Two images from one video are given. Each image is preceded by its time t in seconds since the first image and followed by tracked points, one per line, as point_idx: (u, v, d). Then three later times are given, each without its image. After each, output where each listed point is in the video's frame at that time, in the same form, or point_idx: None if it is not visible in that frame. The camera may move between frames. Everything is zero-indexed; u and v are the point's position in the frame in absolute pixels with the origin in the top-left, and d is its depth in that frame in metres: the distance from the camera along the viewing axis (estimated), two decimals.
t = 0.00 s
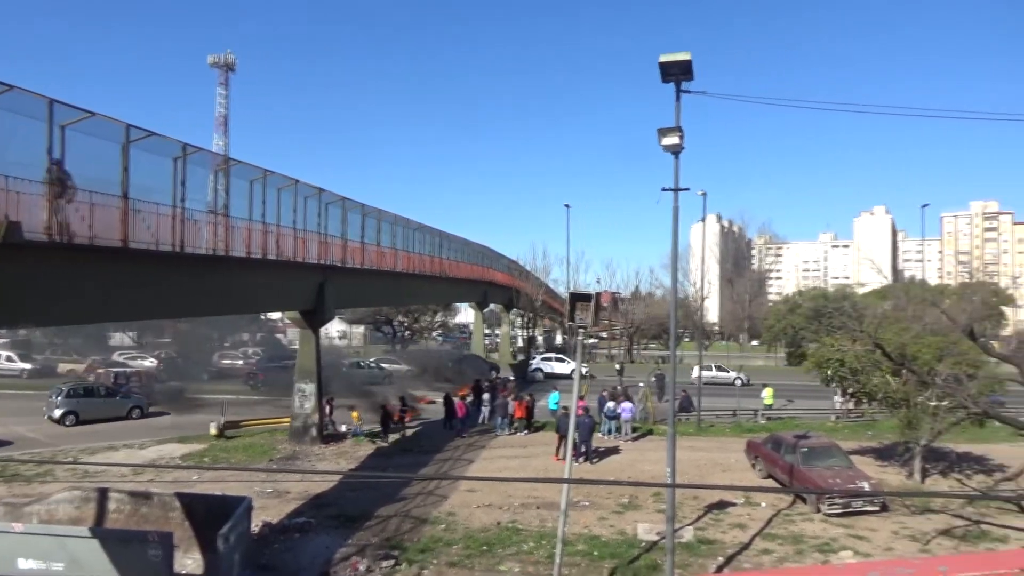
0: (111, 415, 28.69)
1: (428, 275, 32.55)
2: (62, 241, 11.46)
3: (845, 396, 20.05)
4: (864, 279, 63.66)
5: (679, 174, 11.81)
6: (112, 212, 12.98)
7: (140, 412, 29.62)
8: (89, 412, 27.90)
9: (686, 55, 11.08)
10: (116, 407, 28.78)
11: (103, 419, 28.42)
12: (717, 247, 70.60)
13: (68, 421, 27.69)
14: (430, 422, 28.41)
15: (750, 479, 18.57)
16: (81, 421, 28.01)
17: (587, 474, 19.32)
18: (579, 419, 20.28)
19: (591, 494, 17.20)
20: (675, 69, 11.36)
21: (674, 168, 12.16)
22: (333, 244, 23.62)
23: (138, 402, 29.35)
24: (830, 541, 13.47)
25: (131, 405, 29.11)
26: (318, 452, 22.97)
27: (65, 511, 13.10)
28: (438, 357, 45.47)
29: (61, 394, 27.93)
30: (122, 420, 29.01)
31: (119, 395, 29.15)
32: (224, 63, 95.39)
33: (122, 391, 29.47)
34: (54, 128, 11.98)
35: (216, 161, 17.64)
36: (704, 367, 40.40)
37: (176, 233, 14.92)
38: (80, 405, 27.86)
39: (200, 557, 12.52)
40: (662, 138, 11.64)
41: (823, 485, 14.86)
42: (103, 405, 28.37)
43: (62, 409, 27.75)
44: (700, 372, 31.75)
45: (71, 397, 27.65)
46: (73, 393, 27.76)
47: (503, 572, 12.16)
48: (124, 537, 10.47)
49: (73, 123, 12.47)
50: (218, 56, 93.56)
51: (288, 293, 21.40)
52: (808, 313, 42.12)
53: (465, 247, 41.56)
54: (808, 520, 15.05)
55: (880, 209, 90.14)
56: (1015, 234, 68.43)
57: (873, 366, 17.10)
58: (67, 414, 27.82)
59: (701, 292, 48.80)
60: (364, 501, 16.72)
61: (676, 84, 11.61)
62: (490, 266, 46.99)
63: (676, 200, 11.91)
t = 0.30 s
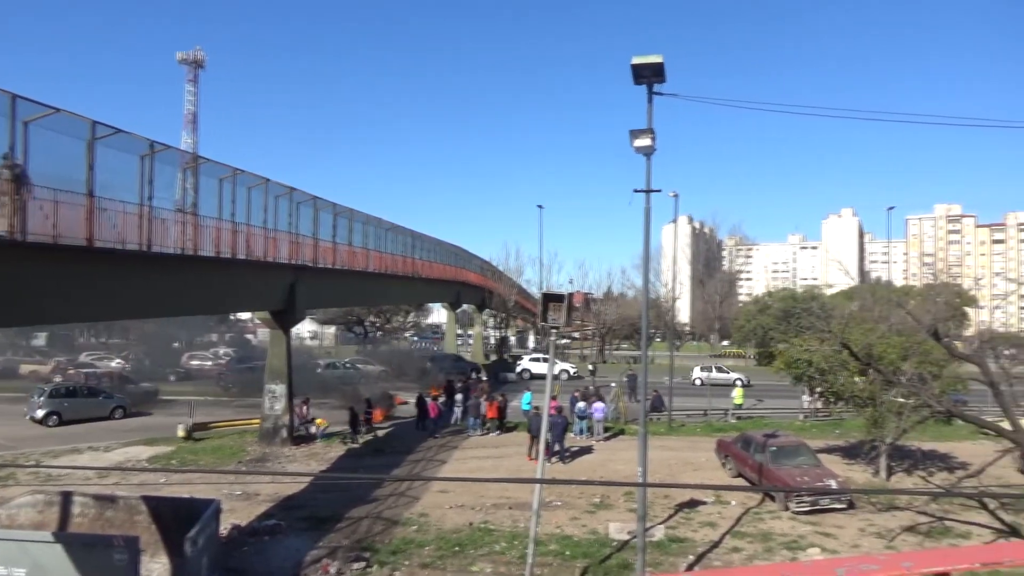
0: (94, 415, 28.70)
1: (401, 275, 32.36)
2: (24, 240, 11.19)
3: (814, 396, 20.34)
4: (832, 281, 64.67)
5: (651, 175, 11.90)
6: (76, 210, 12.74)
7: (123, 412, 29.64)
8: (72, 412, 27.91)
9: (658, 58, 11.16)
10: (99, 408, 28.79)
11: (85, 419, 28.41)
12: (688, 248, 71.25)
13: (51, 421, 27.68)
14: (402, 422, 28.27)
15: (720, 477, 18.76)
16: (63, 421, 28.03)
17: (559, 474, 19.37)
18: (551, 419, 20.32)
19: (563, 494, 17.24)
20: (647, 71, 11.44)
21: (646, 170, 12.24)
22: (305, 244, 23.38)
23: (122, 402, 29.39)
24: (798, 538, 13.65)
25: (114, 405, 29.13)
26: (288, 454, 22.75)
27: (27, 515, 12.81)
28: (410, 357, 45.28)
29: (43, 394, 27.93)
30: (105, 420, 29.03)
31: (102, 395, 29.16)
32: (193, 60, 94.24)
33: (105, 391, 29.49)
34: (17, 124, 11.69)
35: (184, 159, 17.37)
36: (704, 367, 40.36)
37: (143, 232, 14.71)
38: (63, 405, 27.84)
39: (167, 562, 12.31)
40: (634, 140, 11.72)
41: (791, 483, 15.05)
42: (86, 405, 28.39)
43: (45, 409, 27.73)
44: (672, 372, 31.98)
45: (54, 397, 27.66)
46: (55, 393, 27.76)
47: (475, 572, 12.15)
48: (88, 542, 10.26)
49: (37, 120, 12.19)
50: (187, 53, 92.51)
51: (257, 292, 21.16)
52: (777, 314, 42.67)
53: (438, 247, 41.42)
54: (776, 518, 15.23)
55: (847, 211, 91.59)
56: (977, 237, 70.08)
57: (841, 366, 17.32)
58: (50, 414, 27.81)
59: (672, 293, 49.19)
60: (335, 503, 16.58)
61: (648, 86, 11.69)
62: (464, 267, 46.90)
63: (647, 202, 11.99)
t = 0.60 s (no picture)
0: (62, 416, 28.50)
1: (363, 275, 32.05)
2: None
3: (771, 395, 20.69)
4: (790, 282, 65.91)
5: (613, 177, 11.98)
6: (27, 207, 12.39)
7: (92, 412, 29.50)
8: (42, 413, 27.62)
9: (621, 61, 11.24)
10: (67, 408, 28.61)
11: (52, 420, 28.14)
12: (650, 250, 71.91)
13: (18, 423, 27.26)
14: (364, 423, 28.04)
15: (681, 476, 18.95)
16: (30, 422, 27.65)
17: (522, 475, 19.40)
18: (514, 420, 20.34)
19: (526, 494, 17.26)
20: (610, 74, 11.52)
21: (609, 171, 12.32)
22: (265, 243, 23.00)
23: (91, 402, 29.28)
24: (757, 535, 13.86)
25: (82, 405, 28.99)
26: (247, 457, 22.39)
27: None
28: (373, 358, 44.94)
29: (9, 395, 27.44)
30: (73, 420, 28.87)
31: (70, 395, 28.92)
32: (150, 55, 92.18)
33: (72, 391, 29.28)
34: None
35: (140, 156, 16.95)
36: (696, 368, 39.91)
37: (97, 230, 14.39)
38: (31, 406, 27.48)
39: (122, 568, 11.98)
40: (597, 141, 11.79)
41: (750, 481, 15.27)
42: (55, 406, 28.17)
43: (12, 410, 27.24)
44: (633, 372, 32.23)
45: (23, 398, 27.26)
46: (23, 394, 27.36)
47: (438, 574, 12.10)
48: (39, 548, 9.99)
49: None
50: (143, 48, 90.80)
51: (214, 292, 20.81)
52: (736, 315, 43.33)
53: (401, 247, 41.13)
54: (736, 516, 15.44)
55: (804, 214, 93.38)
56: (929, 240, 72.06)
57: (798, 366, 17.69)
58: (18, 416, 27.37)
59: (634, 293, 49.62)
60: (295, 506, 16.37)
61: (611, 88, 11.77)
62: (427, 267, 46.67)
63: (610, 204, 12.08)
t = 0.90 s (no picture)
0: (31, 416, 28.33)
1: (325, 274, 31.69)
2: None
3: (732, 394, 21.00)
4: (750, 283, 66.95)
5: (577, 177, 12.02)
6: None
7: (61, 412, 29.36)
8: (10, 413, 27.45)
9: (584, 62, 11.30)
10: (36, 408, 28.46)
11: (20, 420, 27.97)
12: (613, 250, 72.39)
13: None
14: (326, 425, 27.74)
15: (643, 475, 19.13)
16: None
17: (486, 475, 19.38)
18: (478, 420, 20.32)
19: (490, 494, 17.26)
20: (574, 75, 11.56)
21: (573, 172, 12.36)
22: (225, 242, 22.60)
23: (59, 402, 29.09)
24: (717, 532, 14.06)
25: (51, 405, 28.83)
26: (205, 459, 22.01)
27: None
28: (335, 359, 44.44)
29: None
30: (41, 421, 28.72)
31: (38, 396, 28.73)
32: (106, 47, 89.99)
33: (41, 391, 29.05)
34: None
35: (95, 152, 16.51)
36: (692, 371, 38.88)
37: (49, 227, 14.02)
38: None
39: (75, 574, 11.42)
40: (561, 142, 11.82)
41: (711, 479, 15.49)
42: (23, 406, 28.01)
43: None
44: (597, 372, 32.41)
45: None
46: None
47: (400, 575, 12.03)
48: None
49: None
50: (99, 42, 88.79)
51: (170, 290, 20.41)
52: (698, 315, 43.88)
53: (364, 246, 40.76)
54: (697, 513, 15.64)
55: (764, 215, 94.88)
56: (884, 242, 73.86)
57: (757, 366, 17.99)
58: None
59: (597, 293, 49.92)
60: (255, 508, 16.14)
61: (575, 89, 11.81)
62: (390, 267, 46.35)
63: (574, 204, 12.12)
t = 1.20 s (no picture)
0: (25, 416, 28.37)
1: (308, 274, 31.49)
2: None
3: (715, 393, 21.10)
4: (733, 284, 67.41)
5: (561, 177, 12.04)
6: None
7: (55, 412, 29.33)
8: (4, 412, 27.54)
9: (569, 62, 11.32)
10: (30, 408, 28.51)
11: (14, 419, 28.05)
12: (597, 250, 72.57)
13: None
14: (309, 425, 27.58)
15: (627, 474, 19.18)
16: None
17: (470, 475, 19.36)
18: (463, 420, 20.30)
19: (474, 494, 17.24)
20: (559, 75, 11.58)
21: (557, 172, 12.37)
22: (207, 241, 22.39)
23: (53, 401, 29.10)
24: (700, 531, 14.13)
25: (46, 405, 28.84)
26: (187, 460, 21.82)
27: None
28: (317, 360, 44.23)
29: None
30: (35, 420, 28.74)
31: (33, 395, 28.80)
32: (85, 45, 89.11)
33: (36, 391, 29.12)
34: None
35: (75, 150, 16.28)
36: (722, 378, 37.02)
37: (27, 225, 13.83)
38: None
39: None
40: (546, 142, 11.83)
41: (694, 478, 15.56)
42: (18, 405, 28.07)
43: None
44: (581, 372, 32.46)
45: None
46: None
47: None
48: None
49: None
50: (77, 39, 87.86)
51: (151, 290, 20.22)
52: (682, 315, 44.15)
53: (348, 245, 40.55)
54: (681, 513, 15.71)
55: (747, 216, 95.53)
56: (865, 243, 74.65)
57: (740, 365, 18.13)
58: None
59: (582, 293, 50.03)
60: (238, 509, 16.02)
61: (560, 90, 11.83)
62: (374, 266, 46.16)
63: (558, 204, 12.14)
